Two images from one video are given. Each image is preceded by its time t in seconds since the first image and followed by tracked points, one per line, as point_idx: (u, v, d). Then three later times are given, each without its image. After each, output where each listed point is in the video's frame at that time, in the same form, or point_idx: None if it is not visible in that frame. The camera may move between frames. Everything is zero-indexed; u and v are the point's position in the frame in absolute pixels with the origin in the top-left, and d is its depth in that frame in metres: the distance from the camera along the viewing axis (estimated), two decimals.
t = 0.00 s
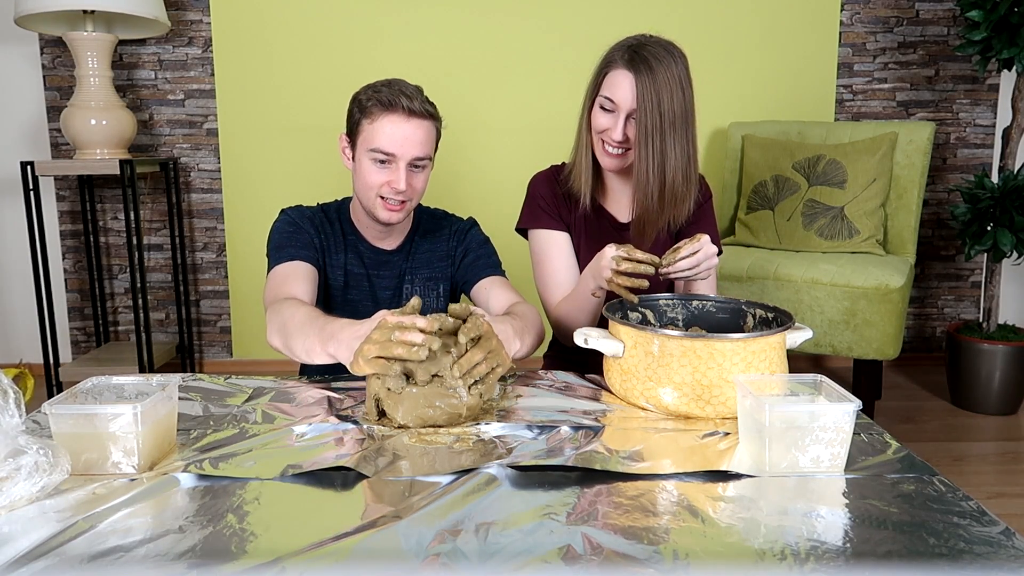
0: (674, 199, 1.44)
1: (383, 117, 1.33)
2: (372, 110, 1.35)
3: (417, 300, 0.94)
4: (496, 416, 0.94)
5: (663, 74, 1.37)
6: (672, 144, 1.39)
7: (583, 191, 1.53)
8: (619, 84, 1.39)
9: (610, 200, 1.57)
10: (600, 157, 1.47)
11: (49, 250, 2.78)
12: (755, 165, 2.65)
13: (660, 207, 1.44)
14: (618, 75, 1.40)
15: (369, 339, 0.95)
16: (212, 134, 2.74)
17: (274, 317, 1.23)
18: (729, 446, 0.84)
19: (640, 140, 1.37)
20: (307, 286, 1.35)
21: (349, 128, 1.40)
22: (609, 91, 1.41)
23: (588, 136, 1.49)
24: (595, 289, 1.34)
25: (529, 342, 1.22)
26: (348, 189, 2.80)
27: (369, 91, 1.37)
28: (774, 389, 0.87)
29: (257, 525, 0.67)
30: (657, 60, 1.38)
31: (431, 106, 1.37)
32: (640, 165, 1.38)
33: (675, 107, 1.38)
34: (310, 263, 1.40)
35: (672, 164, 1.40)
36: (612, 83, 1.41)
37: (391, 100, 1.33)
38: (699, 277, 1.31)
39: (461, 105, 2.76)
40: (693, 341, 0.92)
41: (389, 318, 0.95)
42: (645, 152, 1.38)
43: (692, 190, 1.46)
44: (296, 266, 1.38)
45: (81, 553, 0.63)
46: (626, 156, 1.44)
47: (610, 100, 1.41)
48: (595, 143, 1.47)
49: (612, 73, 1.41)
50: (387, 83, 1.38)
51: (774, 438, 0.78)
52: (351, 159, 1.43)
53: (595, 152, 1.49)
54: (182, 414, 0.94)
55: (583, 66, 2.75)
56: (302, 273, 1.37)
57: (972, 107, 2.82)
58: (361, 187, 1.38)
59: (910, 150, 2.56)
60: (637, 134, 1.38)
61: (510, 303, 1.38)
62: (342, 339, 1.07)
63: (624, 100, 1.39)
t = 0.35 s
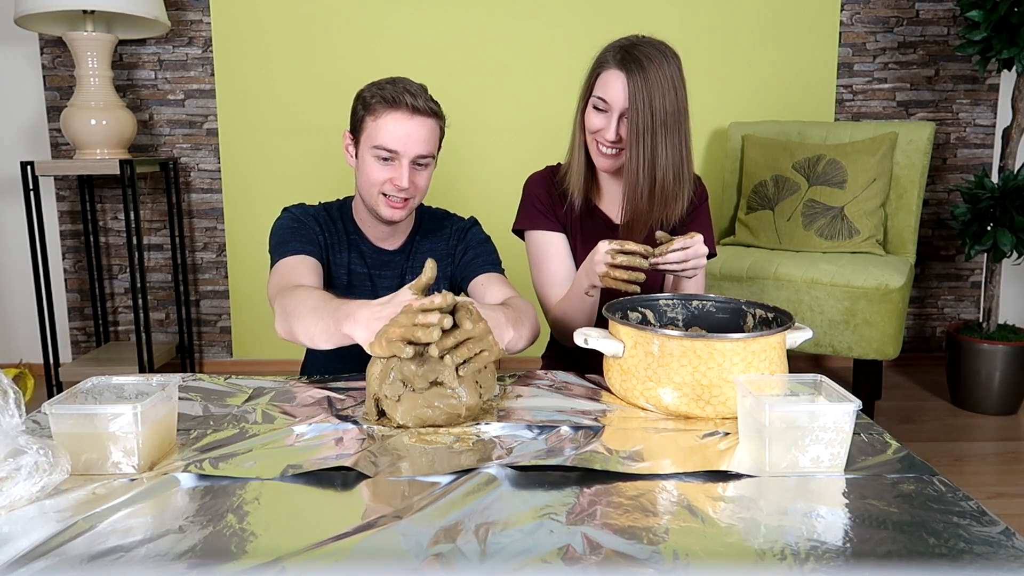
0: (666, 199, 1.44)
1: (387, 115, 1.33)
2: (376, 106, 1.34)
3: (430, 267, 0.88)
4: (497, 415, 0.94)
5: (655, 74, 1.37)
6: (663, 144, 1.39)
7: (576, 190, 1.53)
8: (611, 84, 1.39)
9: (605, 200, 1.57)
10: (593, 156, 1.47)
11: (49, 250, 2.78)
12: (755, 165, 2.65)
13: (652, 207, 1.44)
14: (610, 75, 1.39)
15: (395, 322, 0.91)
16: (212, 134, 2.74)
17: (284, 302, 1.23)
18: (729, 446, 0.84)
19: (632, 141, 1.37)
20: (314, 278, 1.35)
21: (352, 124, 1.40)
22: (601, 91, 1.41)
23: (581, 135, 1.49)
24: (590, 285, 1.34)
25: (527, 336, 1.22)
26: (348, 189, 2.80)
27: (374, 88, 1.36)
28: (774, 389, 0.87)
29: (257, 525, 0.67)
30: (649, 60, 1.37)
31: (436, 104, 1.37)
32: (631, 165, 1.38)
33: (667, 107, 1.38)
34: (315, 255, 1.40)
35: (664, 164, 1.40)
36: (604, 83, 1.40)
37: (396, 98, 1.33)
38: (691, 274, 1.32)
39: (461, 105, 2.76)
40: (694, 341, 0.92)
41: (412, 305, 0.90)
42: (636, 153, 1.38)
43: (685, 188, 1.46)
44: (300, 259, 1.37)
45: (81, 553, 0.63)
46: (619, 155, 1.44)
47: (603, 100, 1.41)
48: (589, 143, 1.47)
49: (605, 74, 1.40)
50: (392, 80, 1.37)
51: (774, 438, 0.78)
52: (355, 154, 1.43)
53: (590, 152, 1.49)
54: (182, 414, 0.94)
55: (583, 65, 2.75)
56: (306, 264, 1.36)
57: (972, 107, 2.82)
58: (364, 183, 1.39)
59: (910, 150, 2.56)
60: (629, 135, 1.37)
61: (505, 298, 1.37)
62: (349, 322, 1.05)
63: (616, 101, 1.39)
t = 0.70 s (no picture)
0: (662, 199, 1.44)
1: (392, 114, 1.33)
2: (380, 105, 1.34)
3: (399, 293, 0.89)
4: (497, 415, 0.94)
5: (650, 74, 1.37)
6: (659, 144, 1.39)
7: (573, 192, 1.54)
8: (606, 85, 1.39)
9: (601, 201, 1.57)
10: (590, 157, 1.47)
11: (49, 250, 2.78)
12: (755, 165, 2.65)
13: (649, 208, 1.44)
14: (605, 75, 1.39)
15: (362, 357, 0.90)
16: (212, 134, 2.74)
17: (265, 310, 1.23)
18: (729, 445, 0.84)
19: (628, 141, 1.37)
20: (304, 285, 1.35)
21: (356, 122, 1.40)
22: (596, 92, 1.41)
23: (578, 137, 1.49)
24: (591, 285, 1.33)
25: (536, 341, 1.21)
26: (349, 189, 2.80)
27: (378, 86, 1.36)
28: (774, 389, 0.87)
29: (257, 525, 0.67)
30: (644, 60, 1.37)
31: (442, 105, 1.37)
32: (628, 166, 1.38)
33: (662, 107, 1.38)
34: (306, 260, 1.40)
35: (660, 164, 1.40)
36: (599, 83, 1.40)
37: (401, 97, 1.33)
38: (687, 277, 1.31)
39: (461, 105, 2.75)
40: (694, 341, 0.92)
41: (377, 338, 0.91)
42: (632, 153, 1.38)
43: (681, 188, 1.46)
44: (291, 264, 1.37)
45: (81, 553, 0.63)
46: (615, 156, 1.44)
47: (599, 101, 1.41)
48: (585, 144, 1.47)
49: (600, 75, 1.41)
50: (397, 79, 1.37)
51: (774, 438, 0.78)
52: (359, 152, 1.43)
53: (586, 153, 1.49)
54: (182, 414, 0.94)
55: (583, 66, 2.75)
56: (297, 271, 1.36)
57: (972, 107, 2.82)
58: (367, 181, 1.39)
59: (910, 150, 2.56)
60: (625, 135, 1.37)
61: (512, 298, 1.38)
62: (322, 340, 1.03)
63: (612, 101, 1.39)
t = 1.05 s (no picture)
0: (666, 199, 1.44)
1: (389, 111, 1.33)
2: (377, 102, 1.34)
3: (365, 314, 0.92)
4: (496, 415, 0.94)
5: (654, 73, 1.37)
6: (662, 143, 1.38)
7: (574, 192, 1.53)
8: (610, 84, 1.39)
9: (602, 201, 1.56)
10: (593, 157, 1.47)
11: (49, 250, 2.78)
12: (755, 165, 2.65)
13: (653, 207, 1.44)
14: (609, 74, 1.39)
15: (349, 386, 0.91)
16: (212, 134, 2.74)
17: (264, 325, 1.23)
18: (729, 445, 0.84)
19: (633, 140, 1.37)
20: (304, 294, 1.35)
21: (354, 120, 1.40)
22: (599, 91, 1.41)
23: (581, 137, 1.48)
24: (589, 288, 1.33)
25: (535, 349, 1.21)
26: (349, 189, 2.80)
27: (376, 84, 1.36)
28: (774, 389, 0.87)
29: (256, 525, 0.67)
30: (647, 58, 1.37)
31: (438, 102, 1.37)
32: (632, 165, 1.38)
33: (666, 106, 1.38)
34: (306, 267, 1.40)
35: (663, 163, 1.39)
36: (603, 83, 1.40)
37: (398, 94, 1.33)
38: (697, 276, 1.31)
39: (461, 105, 2.75)
40: (693, 341, 0.92)
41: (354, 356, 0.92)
42: (635, 152, 1.37)
43: (684, 187, 1.46)
44: (295, 272, 1.37)
45: (82, 553, 0.63)
46: (618, 155, 1.44)
47: (602, 101, 1.40)
48: (588, 143, 1.46)
49: (603, 73, 1.40)
50: (394, 77, 1.37)
51: (774, 438, 0.78)
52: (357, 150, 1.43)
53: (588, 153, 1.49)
54: (182, 414, 0.94)
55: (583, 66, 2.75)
56: (300, 281, 1.36)
57: (972, 107, 2.82)
58: (365, 178, 1.38)
59: (910, 150, 2.56)
60: (629, 134, 1.37)
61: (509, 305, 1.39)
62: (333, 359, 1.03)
63: (616, 100, 1.38)
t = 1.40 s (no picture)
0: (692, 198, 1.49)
1: (389, 110, 1.33)
2: (378, 101, 1.34)
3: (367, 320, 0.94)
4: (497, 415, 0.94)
5: (698, 77, 1.37)
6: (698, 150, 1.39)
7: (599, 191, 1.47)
8: (664, 88, 1.35)
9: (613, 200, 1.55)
10: (627, 159, 1.42)
11: (49, 250, 2.78)
12: (755, 165, 2.65)
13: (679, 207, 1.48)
14: (663, 78, 1.35)
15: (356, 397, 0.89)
16: (212, 134, 2.74)
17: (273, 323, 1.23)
18: (728, 445, 0.84)
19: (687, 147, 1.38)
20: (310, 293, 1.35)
21: (355, 121, 1.40)
22: (649, 94, 1.35)
23: (614, 137, 1.40)
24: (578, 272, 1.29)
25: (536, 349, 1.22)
26: (349, 189, 2.80)
27: (377, 85, 1.36)
28: (774, 389, 0.87)
29: (257, 525, 0.67)
30: (690, 63, 1.36)
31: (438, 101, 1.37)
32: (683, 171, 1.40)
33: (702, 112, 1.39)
34: (313, 267, 1.39)
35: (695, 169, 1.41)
36: (654, 85, 1.35)
37: (398, 93, 1.33)
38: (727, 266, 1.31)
39: (461, 105, 2.76)
40: (693, 341, 0.92)
41: (357, 366, 0.90)
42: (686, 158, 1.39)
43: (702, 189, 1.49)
44: (299, 271, 1.37)
45: (81, 553, 0.63)
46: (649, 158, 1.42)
47: (653, 105, 1.35)
48: (620, 143, 1.41)
49: (651, 74, 1.35)
50: (395, 77, 1.37)
51: (774, 438, 0.78)
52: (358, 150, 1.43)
53: (617, 153, 1.42)
54: (182, 414, 0.94)
55: (583, 66, 2.75)
56: (305, 279, 1.36)
57: (972, 107, 2.82)
58: (366, 178, 1.38)
59: (910, 150, 2.56)
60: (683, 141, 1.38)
61: (508, 306, 1.39)
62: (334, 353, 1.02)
63: (672, 106, 1.36)
